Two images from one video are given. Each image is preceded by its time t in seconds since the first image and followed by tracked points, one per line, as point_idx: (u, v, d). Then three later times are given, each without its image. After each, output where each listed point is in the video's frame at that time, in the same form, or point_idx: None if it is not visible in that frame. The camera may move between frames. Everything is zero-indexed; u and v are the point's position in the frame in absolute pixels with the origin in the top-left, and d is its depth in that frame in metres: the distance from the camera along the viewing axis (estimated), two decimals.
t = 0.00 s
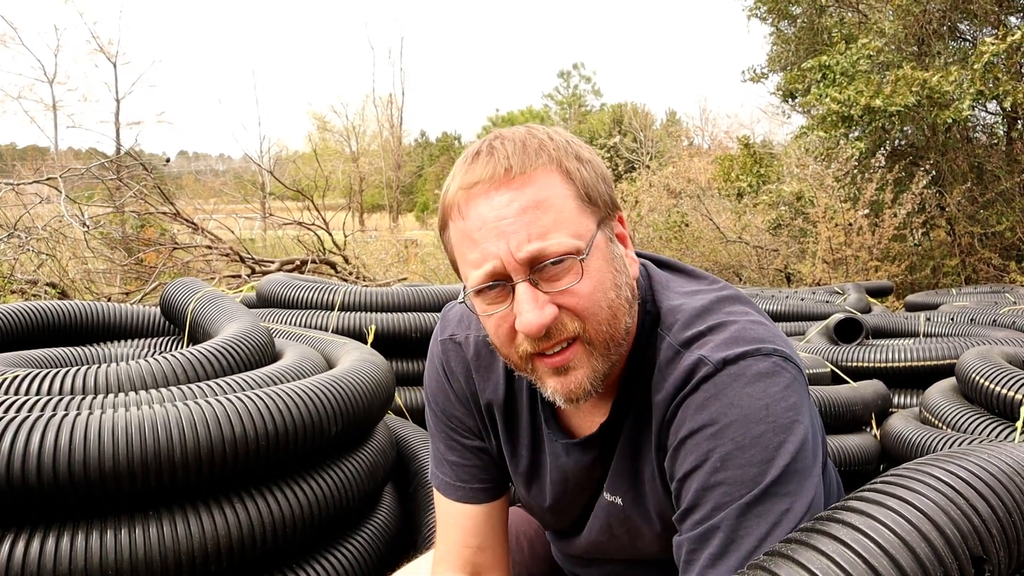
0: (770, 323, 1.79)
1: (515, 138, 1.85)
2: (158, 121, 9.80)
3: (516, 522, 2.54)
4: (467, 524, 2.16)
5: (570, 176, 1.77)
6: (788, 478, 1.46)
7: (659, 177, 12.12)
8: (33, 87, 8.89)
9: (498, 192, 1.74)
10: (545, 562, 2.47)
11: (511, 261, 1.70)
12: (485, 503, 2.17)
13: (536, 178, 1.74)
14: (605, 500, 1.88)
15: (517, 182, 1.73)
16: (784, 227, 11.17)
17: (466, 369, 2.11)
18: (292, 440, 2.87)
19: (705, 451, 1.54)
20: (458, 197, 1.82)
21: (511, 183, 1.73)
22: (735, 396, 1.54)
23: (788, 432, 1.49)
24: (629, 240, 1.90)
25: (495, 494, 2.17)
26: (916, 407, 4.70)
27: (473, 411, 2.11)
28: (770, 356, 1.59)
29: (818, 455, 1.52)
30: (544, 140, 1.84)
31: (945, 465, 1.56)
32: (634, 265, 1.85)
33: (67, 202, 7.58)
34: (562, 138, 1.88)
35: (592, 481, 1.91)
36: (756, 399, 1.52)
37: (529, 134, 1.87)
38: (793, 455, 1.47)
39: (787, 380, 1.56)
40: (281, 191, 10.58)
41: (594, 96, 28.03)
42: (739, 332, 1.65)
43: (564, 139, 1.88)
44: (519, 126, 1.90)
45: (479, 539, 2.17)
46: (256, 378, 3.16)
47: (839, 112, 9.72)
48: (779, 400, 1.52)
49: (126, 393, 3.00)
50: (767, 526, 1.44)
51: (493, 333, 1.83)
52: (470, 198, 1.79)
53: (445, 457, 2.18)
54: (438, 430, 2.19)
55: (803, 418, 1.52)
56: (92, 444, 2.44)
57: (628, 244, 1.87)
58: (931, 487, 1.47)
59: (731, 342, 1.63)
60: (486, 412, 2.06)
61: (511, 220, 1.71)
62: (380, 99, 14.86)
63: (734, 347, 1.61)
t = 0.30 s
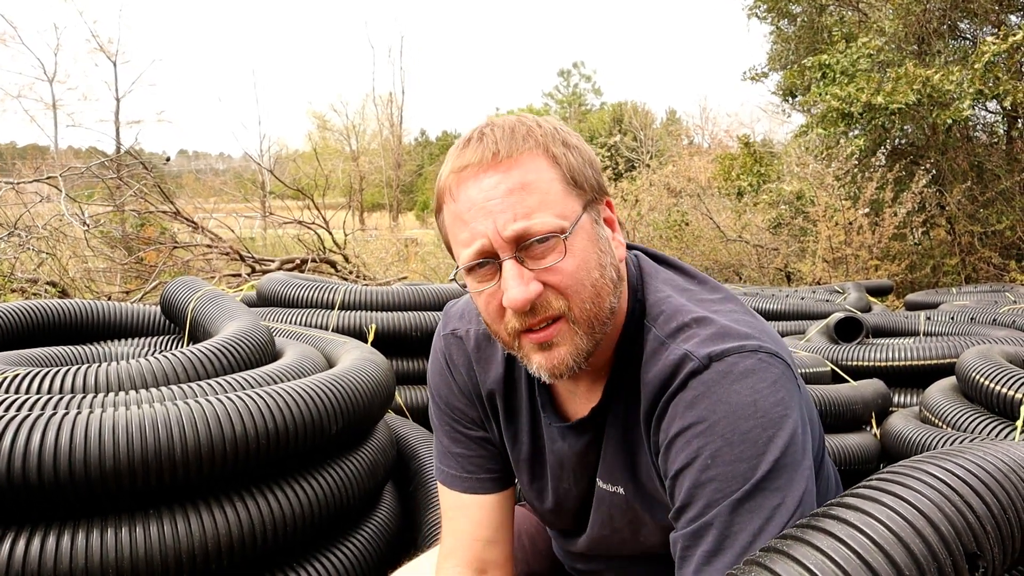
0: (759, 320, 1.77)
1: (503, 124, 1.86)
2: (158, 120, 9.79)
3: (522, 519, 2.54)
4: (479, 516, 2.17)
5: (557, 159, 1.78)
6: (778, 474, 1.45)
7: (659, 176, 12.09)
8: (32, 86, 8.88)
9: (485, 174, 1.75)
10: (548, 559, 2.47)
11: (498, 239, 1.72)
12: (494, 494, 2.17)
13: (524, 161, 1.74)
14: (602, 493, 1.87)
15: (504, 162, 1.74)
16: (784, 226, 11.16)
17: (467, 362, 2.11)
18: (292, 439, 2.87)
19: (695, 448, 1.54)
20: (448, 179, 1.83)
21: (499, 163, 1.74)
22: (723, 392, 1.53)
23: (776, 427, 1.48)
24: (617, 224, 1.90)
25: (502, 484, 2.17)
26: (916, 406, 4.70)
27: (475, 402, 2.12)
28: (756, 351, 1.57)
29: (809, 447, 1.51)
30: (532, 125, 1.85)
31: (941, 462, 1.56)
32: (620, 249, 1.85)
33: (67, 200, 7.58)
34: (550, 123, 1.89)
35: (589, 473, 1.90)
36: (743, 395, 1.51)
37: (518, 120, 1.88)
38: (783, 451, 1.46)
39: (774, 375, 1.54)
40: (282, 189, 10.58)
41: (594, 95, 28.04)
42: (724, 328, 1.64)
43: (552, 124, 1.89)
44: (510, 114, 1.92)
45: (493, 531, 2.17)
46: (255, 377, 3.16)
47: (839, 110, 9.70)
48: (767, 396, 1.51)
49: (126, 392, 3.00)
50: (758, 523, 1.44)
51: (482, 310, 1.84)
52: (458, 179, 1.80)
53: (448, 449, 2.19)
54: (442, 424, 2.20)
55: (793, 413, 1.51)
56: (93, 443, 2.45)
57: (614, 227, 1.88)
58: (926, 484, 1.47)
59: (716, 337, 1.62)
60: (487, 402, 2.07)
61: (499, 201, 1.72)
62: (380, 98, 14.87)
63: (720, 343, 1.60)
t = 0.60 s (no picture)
0: (765, 318, 1.76)
1: (473, 141, 1.78)
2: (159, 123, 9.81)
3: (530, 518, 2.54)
4: (494, 509, 2.17)
5: (518, 182, 1.68)
6: (784, 472, 1.45)
7: (659, 175, 12.18)
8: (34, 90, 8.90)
9: (442, 209, 1.73)
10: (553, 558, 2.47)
11: (456, 271, 1.72)
12: (507, 486, 2.17)
13: (476, 193, 1.68)
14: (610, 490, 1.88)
15: (457, 197, 1.70)
16: (786, 224, 11.15)
17: (479, 355, 2.11)
18: (293, 441, 2.86)
19: (699, 446, 1.54)
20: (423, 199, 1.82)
21: (453, 197, 1.70)
22: (728, 391, 1.52)
23: (783, 426, 1.48)
24: (608, 225, 1.79)
25: (515, 477, 2.17)
26: (919, 403, 4.70)
27: (487, 396, 2.12)
28: (762, 350, 1.57)
29: (815, 445, 1.51)
30: (499, 140, 1.75)
31: (943, 460, 1.55)
32: (601, 259, 1.76)
33: (69, 204, 7.60)
34: (524, 132, 1.77)
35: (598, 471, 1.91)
36: (749, 394, 1.51)
37: (490, 132, 1.78)
38: (789, 449, 1.46)
39: (780, 374, 1.54)
40: (283, 191, 10.59)
41: (595, 95, 28.06)
42: (730, 327, 1.63)
43: (527, 131, 1.76)
44: (491, 118, 1.82)
45: (507, 524, 2.18)
46: (257, 380, 3.16)
47: (840, 108, 9.69)
48: (773, 394, 1.51)
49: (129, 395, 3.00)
50: (763, 521, 1.44)
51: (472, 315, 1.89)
52: (428, 205, 1.79)
53: (459, 441, 2.19)
54: (453, 417, 2.21)
55: (799, 411, 1.51)
56: (95, 447, 2.45)
57: (600, 234, 1.77)
58: (929, 482, 1.47)
59: (721, 336, 1.61)
60: (500, 396, 2.07)
61: (454, 234, 1.70)
62: (381, 99, 14.89)
63: (726, 342, 1.59)
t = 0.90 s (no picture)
0: (778, 316, 1.74)
1: (456, 159, 1.76)
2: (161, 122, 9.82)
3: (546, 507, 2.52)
4: (507, 496, 2.17)
5: (494, 207, 1.68)
6: (789, 472, 1.45)
7: (662, 173, 12.37)
8: (36, 90, 8.92)
9: (431, 229, 1.78)
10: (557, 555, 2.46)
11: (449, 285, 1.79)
12: (522, 472, 2.16)
13: (455, 220, 1.70)
14: (619, 487, 1.87)
15: (440, 221, 1.73)
16: (788, 222, 11.13)
17: (494, 344, 2.11)
18: (293, 441, 2.86)
19: (705, 444, 1.53)
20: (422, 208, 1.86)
21: (435, 222, 1.74)
22: (735, 390, 1.52)
23: (789, 425, 1.47)
24: (600, 234, 1.73)
25: (531, 464, 2.17)
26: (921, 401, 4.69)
27: (502, 383, 2.12)
28: (771, 349, 1.56)
29: (822, 445, 1.50)
30: (479, 160, 1.71)
31: (947, 459, 1.55)
32: (590, 273, 1.73)
33: (71, 203, 7.62)
34: (503, 149, 1.71)
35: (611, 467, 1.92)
36: (756, 393, 1.50)
37: (472, 149, 1.75)
38: (795, 449, 1.46)
39: (790, 373, 1.53)
40: (285, 190, 10.60)
41: (596, 93, 28.04)
42: (740, 325, 1.62)
43: (505, 149, 1.71)
44: (477, 131, 1.77)
45: (521, 509, 2.17)
46: (259, 378, 3.16)
47: (842, 107, 9.68)
48: (779, 394, 1.50)
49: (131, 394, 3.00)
50: (767, 521, 1.44)
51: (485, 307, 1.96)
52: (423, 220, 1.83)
53: (476, 429, 2.20)
54: (470, 404, 2.21)
55: (807, 411, 1.50)
56: (95, 448, 2.44)
57: (589, 247, 1.72)
58: (932, 480, 1.46)
59: (729, 335, 1.60)
60: (515, 383, 2.07)
61: (441, 254, 1.76)
62: (382, 98, 14.90)
63: (736, 341, 1.58)
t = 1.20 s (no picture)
0: (786, 317, 1.73)
1: (463, 146, 1.78)
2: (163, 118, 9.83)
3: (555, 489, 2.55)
4: (507, 467, 2.21)
5: (494, 195, 1.70)
6: (791, 473, 1.45)
7: (664, 172, 12.36)
8: (38, 86, 8.92)
9: (438, 214, 1.82)
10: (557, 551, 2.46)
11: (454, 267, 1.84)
12: (524, 450, 2.20)
13: (458, 207, 1.74)
14: (620, 482, 1.87)
15: (445, 207, 1.77)
16: (789, 222, 11.12)
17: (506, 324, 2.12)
18: (294, 438, 2.86)
19: (706, 444, 1.53)
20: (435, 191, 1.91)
21: (441, 206, 1.78)
22: (737, 391, 1.52)
23: (792, 427, 1.47)
24: (602, 227, 1.73)
25: (533, 442, 2.20)
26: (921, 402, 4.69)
27: (512, 362, 2.13)
28: (775, 351, 1.56)
29: (824, 447, 1.50)
30: (482, 149, 1.73)
31: (948, 459, 1.55)
32: (589, 265, 1.73)
33: (73, 199, 7.62)
34: (505, 137, 1.72)
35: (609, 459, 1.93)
36: (759, 394, 1.50)
37: (478, 136, 1.76)
38: (798, 450, 1.45)
39: (794, 376, 1.53)
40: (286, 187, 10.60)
41: (598, 92, 28.03)
42: (746, 326, 1.62)
43: (508, 138, 1.72)
44: (483, 119, 1.79)
45: (522, 480, 2.21)
46: (263, 374, 3.17)
47: (844, 107, 9.67)
48: (781, 396, 1.49)
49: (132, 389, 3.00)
50: (767, 521, 1.44)
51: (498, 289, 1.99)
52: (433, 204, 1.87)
53: (484, 401, 2.23)
54: (481, 376, 2.24)
55: (810, 415, 1.50)
56: (96, 442, 2.45)
57: (589, 239, 1.72)
58: (934, 480, 1.46)
59: (733, 336, 1.60)
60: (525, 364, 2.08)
61: (446, 238, 1.81)
62: (384, 95, 14.89)
63: (741, 342, 1.58)
